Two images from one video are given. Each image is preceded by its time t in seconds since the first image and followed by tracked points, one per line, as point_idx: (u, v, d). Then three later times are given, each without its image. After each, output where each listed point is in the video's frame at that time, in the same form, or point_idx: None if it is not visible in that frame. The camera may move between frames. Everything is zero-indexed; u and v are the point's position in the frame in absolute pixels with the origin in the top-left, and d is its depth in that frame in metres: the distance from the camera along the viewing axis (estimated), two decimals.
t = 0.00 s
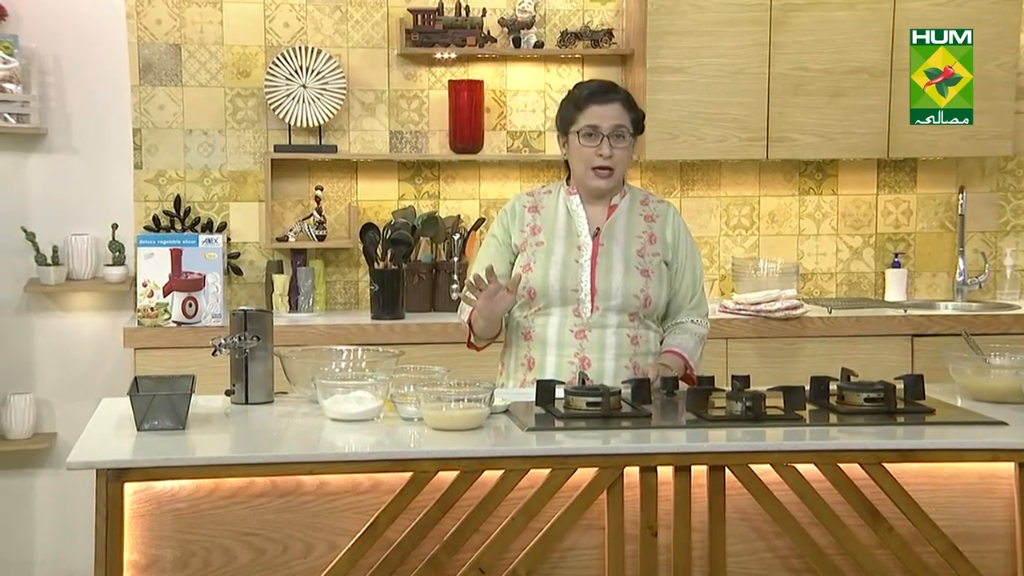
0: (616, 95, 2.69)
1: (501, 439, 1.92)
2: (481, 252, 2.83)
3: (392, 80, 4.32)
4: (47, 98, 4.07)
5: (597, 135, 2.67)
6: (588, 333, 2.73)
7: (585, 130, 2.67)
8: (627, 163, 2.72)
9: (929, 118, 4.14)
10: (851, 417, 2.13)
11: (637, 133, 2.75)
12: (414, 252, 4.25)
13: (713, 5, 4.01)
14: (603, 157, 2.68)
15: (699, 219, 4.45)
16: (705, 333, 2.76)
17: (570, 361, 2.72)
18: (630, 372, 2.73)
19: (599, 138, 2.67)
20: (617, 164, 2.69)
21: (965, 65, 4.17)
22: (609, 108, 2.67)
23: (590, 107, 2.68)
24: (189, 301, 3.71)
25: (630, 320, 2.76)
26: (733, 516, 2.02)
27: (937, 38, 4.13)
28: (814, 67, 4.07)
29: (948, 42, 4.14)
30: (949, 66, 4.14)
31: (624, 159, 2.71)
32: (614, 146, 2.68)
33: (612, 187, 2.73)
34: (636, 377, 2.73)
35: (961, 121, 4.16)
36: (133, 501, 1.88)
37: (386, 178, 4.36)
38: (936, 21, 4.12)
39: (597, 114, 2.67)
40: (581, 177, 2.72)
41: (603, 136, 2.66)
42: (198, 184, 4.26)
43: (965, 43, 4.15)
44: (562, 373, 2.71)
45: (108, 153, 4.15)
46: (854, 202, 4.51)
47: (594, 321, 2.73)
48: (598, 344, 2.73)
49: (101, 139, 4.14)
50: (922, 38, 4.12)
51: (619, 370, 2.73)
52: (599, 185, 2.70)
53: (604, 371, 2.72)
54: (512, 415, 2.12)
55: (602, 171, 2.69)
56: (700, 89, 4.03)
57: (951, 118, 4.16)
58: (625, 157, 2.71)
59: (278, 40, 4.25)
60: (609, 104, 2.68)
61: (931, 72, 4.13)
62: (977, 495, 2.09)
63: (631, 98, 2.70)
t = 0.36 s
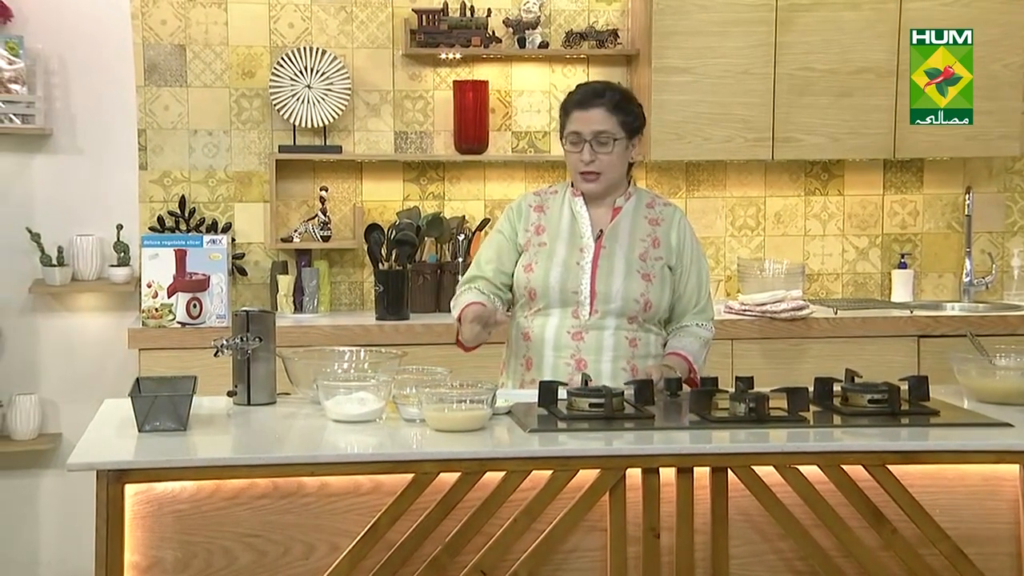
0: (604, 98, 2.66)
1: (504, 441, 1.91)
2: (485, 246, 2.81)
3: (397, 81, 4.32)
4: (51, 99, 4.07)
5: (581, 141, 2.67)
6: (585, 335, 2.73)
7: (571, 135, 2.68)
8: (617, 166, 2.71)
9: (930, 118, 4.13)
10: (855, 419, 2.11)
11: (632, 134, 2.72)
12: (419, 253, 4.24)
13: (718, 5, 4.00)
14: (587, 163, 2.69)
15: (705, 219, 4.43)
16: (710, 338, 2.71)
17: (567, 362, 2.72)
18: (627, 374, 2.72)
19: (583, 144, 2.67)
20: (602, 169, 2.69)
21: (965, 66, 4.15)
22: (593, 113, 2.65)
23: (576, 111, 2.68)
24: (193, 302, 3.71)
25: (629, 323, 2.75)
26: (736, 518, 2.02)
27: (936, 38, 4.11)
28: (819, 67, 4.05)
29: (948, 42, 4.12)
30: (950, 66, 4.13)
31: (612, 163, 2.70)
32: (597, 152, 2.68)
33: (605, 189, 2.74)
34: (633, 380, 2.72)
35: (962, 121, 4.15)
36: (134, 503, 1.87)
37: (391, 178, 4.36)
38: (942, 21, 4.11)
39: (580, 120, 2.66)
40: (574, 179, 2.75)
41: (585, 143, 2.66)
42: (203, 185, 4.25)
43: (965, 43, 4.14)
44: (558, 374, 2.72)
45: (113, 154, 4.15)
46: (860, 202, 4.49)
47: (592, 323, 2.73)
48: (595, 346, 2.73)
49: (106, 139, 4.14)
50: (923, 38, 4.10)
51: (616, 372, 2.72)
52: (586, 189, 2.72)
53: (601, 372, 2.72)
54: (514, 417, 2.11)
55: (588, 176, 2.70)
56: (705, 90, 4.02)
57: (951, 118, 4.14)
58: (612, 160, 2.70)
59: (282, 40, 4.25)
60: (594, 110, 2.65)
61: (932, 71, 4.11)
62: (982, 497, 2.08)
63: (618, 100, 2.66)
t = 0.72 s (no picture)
0: (587, 86, 2.70)
1: (499, 442, 1.90)
2: (464, 245, 2.76)
3: (397, 81, 4.31)
4: (51, 99, 4.07)
5: (571, 124, 2.67)
6: (565, 335, 2.70)
7: (560, 120, 2.67)
8: (606, 152, 2.70)
9: (930, 118, 4.11)
10: (853, 420, 2.10)
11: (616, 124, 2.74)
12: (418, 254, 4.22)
13: (719, 5, 3.99)
14: (580, 145, 2.66)
15: (706, 220, 4.42)
16: (696, 333, 2.70)
17: (547, 363, 2.70)
18: (607, 375, 2.70)
19: (574, 126, 2.66)
20: (595, 151, 2.67)
21: (965, 66, 4.13)
22: (580, 97, 2.67)
23: (562, 99, 2.69)
24: (192, 304, 3.70)
25: (610, 322, 2.73)
26: (733, 520, 2.00)
27: (937, 38, 4.09)
28: (820, 68, 4.04)
29: (948, 42, 4.10)
30: (949, 66, 4.11)
31: (602, 146, 2.69)
32: (589, 133, 2.66)
33: (593, 176, 2.70)
34: (613, 381, 2.70)
35: (962, 121, 4.13)
36: (127, 505, 1.86)
37: (390, 179, 4.35)
38: (943, 21, 4.09)
39: (569, 104, 2.67)
40: (562, 169, 2.70)
41: (576, 124, 2.65)
42: (202, 185, 4.25)
43: (965, 43, 4.12)
44: (538, 374, 2.69)
45: (112, 154, 4.14)
46: (861, 203, 4.48)
47: (572, 322, 2.70)
48: (576, 346, 2.70)
49: (105, 140, 4.13)
50: (922, 38, 4.08)
51: (597, 373, 2.69)
52: (578, 174, 2.67)
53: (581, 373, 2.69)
54: (510, 418, 2.10)
55: (580, 160, 2.67)
56: (705, 90, 4.01)
57: (951, 118, 4.12)
58: (602, 144, 2.68)
59: (282, 41, 4.24)
60: (581, 94, 2.68)
61: (931, 72, 4.10)
62: (981, 500, 2.06)
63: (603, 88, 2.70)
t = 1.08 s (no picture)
0: (559, 89, 2.64)
1: (494, 445, 1.88)
2: (436, 251, 2.67)
3: (397, 82, 4.30)
4: (50, 100, 4.06)
5: (543, 130, 2.60)
6: (548, 339, 2.66)
7: (531, 126, 2.61)
8: (579, 156, 2.65)
9: (930, 118, 4.09)
10: (851, 423, 2.08)
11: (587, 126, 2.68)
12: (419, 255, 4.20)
13: (720, 5, 3.97)
14: (553, 152, 2.60)
15: (707, 221, 4.41)
16: (670, 326, 2.70)
17: (530, 367, 2.65)
18: (591, 377, 2.67)
19: (547, 133, 2.60)
20: (569, 157, 2.62)
21: (966, 65, 4.11)
22: (552, 102, 2.61)
23: (533, 103, 2.62)
24: (191, 305, 3.66)
25: (590, 324, 2.70)
26: (729, 523, 1.99)
27: (937, 38, 4.07)
28: (822, 68, 4.02)
29: (948, 42, 4.08)
30: (950, 66, 4.09)
31: (575, 151, 2.63)
32: (561, 139, 2.60)
33: (566, 182, 2.65)
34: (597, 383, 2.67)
35: (962, 121, 4.10)
36: (118, 508, 1.84)
37: (391, 180, 4.34)
38: (945, 21, 4.07)
39: (541, 110, 2.61)
40: (535, 176, 2.64)
41: (549, 130, 2.59)
42: (202, 186, 4.23)
43: (965, 43, 4.09)
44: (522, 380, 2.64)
45: (111, 155, 4.13)
46: (864, 204, 4.46)
47: (554, 326, 2.66)
48: (558, 349, 2.66)
49: (104, 141, 4.12)
50: (922, 38, 4.06)
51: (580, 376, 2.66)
52: (551, 180, 2.62)
53: (565, 376, 2.66)
54: (506, 421, 2.08)
55: (553, 167, 2.61)
56: (706, 90, 3.99)
57: (951, 118, 4.10)
58: (575, 149, 2.63)
59: (282, 41, 4.23)
60: (553, 98, 2.61)
61: (931, 72, 4.08)
62: (980, 503, 2.05)
63: (574, 90, 2.64)
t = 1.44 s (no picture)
0: (542, 90, 2.62)
1: (491, 449, 1.86)
2: (420, 249, 2.66)
3: (400, 84, 4.28)
4: (52, 102, 4.05)
5: (523, 130, 2.59)
6: (530, 344, 2.64)
7: (511, 125, 2.59)
8: (559, 158, 2.63)
9: (930, 118, 4.07)
10: (852, 427, 2.06)
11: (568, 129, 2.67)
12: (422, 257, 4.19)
13: (724, 6, 3.96)
14: (532, 152, 2.59)
15: (712, 223, 4.39)
16: (652, 335, 2.71)
17: (513, 372, 2.63)
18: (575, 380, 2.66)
19: (526, 133, 2.58)
20: (547, 158, 2.61)
21: (966, 65, 4.08)
22: (534, 102, 2.60)
23: (515, 102, 2.61)
24: (193, 307, 3.67)
25: (573, 327, 2.68)
26: (727, 528, 1.97)
27: (937, 38, 4.04)
28: (827, 69, 4.00)
29: (948, 42, 4.05)
30: (949, 66, 4.06)
31: (555, 153, 2.62)
32: (541, 140, 2.59)
33: (544, 183, 2.64)
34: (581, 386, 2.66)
35: (962, 121, 4.08)
36: (112, 512, 1.83)
37: (394, 182, 4.32)
38: (950, 22, 4.05)
39: (522, 109, 2.59)
40: (514, 176, 2.63)
41: (529, 130, 2.58)
42: (204, 188, 4.22)
43: (965, 43, 4.07)
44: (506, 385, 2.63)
45: (113, 157, 4.12)
46: (869, 206, 4.43)
47: (536, 330, 2.64)
48: (541, 354, 2.65)
49: (105, 142, 4.11)
50: (922, 38, 4.04)
51: (563, 380, 2.65)
52: (528, 180, 2.61)
53: (549, 380, 2.65)
54: (504, 424, 2.07)
55: (531, 167, 2.60)
56: (710, 92, 3.97)
57: (951, 118, 4.07)
58: (555, 151, 2.62)
59: (285, 43, 4.22)
60: (535, 99, 2.60)
61: (931, 72, 4.06)
62: (981, 508, 2.03)
63: (556, 92, 2.63)
